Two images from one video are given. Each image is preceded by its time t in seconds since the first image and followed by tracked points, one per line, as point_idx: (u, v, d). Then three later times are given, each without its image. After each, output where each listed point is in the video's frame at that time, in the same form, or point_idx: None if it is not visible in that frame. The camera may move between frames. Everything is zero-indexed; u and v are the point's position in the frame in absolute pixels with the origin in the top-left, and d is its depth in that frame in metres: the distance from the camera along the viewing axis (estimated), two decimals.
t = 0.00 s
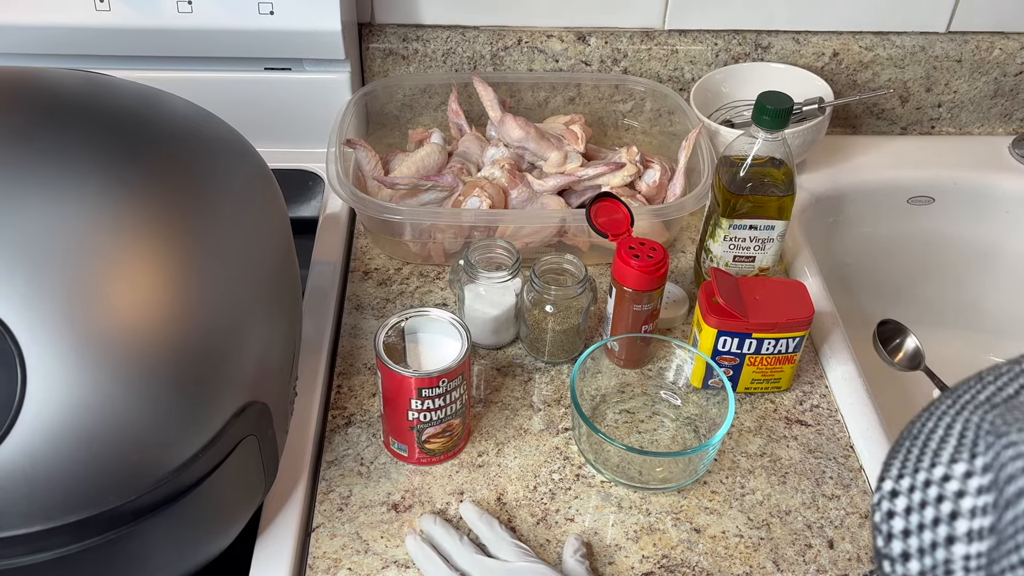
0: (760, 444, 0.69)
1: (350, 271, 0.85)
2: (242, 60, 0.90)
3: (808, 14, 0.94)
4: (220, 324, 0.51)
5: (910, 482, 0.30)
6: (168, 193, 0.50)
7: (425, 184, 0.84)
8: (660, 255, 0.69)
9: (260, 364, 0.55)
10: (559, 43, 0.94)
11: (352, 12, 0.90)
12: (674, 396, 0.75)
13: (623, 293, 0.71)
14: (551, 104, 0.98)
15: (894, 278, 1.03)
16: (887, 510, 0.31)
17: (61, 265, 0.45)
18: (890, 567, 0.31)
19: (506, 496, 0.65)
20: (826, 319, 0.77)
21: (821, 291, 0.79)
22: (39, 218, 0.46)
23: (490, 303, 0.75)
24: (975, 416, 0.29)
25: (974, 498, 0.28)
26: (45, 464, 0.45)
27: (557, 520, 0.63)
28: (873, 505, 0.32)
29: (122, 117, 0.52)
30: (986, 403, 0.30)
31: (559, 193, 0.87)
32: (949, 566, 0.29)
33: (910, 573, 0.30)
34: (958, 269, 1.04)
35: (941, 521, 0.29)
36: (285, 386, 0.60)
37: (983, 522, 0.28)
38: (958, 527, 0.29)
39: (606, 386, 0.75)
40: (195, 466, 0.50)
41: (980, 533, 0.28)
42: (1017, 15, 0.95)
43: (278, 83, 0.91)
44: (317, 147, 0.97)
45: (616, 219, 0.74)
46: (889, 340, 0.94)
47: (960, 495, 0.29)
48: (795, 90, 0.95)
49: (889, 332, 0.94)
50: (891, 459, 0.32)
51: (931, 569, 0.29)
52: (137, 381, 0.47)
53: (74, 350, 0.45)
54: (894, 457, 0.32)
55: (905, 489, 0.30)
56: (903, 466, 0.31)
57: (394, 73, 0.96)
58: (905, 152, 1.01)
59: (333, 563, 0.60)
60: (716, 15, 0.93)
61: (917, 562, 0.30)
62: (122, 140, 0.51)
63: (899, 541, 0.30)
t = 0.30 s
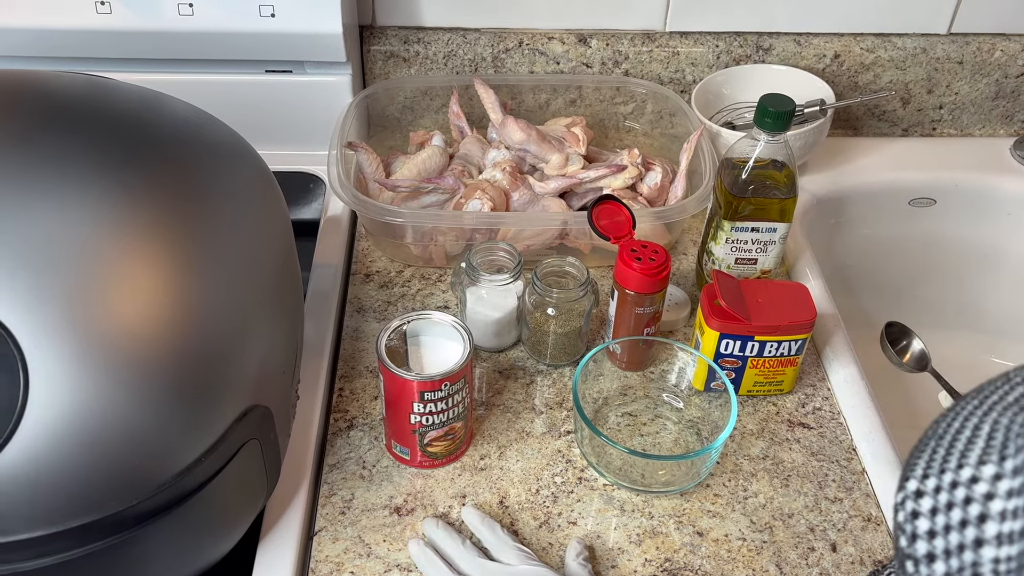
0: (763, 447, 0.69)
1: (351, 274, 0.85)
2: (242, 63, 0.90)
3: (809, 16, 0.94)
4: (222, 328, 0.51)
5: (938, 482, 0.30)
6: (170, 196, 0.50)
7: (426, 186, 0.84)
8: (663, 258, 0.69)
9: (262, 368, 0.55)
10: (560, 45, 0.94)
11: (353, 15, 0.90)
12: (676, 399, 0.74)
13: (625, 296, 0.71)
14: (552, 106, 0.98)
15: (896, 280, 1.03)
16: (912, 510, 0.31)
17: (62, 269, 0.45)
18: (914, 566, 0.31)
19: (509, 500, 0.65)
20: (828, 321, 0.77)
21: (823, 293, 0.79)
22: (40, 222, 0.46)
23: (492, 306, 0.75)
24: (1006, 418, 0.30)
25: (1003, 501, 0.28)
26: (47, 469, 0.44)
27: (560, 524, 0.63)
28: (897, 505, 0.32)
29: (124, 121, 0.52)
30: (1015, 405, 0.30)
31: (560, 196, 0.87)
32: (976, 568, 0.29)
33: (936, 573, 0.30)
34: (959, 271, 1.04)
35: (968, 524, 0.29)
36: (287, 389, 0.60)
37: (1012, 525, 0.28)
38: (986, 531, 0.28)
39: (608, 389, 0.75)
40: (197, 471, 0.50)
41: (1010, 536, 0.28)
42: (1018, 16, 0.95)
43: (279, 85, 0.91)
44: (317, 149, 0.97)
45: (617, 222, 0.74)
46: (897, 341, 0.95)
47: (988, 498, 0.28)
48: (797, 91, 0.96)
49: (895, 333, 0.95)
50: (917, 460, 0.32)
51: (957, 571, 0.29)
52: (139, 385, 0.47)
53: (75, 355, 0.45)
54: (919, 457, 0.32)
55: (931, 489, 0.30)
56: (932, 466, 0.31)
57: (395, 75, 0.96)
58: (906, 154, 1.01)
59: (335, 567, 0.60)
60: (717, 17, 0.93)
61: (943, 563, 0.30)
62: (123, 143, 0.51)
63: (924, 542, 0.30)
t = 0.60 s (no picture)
0: (764, 450, 0.69)
1: (352, 276, 0.84)
2: (243, 64, 0.90)
3: (810, 17, 0.94)
4: (222, 330, 0.51)
5: (948, 481, 0.31)
6: (170, 199, 0.50)
7: (427, 188, 0.84)
8: (664, 260, 0.69)
9: (262, 370, 0.55)
10: (561, 46, 0.94)
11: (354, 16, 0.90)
12: (678, 401, 0.74)
13: (626, 298, 0.71)
14: (552, 107, 0.98)
15: (898, 281, 1.03)
16: (921, 509, 0.32)
17: (62, 272, 0.45)
18: (922, 565, 0.32)
19: (510, 503, 0.64)
20: (830, 323, 0.77)
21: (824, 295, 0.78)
22: (38, 225, 0.45)
23: (493, 308, 0.75)
24: (1017, 417, 0.31)
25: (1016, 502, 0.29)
26: (47, 473, 0.44)
27: (562, 527, 0.63)
28: (904, 502, 0.33)
29: (124, 123, 0.52)
30: None
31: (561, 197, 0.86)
32: (989, 570, 0.29)
33: (944, 572, 0.31)
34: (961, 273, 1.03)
35: (980, 524, 0.30)
36: (288, 392, 0.60)
37: None
38: (998, 531, 0.29)
39: (609, 391, 0.75)
40: (198, 474, 0.50)
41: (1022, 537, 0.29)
42: (1019, 17, 0.95)
43: (280, 87, 0.91)
44: (317, 151, 0.97)
45: (618, 224, 0.74)
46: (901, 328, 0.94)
47: (1001, 499, 0.29)
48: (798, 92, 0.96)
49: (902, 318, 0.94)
50: (926, 457, 0.33)
51: (968, 571, 0.30)
52: (139, 388, 0.46)
53: (75, 358, 0.45)
54: (927, 455, 0.33)
55: (942, 488, 0.31)
56: (943, 462, 0.32)
57: (395, 77, 0.96)
58: (907, 155, 1.00)
59: (336, 571, 0.59)
60: (718, 18, 0.93)
61: (953, 563, 0.31)
62: (123, 145, 0.51)
63: (934, 541, 0.31)
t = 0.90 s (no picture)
0: (765, 452, 0.69)
1: (351, 277, 0.84)
2: (242, 65, 0.90)
3: (810, 18, 0.94)
4: (221, 332, 0.50)
5: (893, 487, 0.29)
6: (169, 200, 0.50)
7: (427, 189, 0.84)
8: (664, 261, 0.69)
9: (261, 373, 0.55)
10: (560, 47, 0.94)
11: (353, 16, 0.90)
12: (679, 403, 0.74)
13: (626, 299, 0.71)
14: (552, 108, 0.98)
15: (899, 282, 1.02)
16: (867, 516, 0.30)
17: (60, 273, 0.45)
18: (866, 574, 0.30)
19: (510, 505, 0.64)
20: (831, 325, 0.77)
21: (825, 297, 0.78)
22: (37, 227, 0.45)
23: (492, 309, 0.74)
24: (959, 422, 0.29)
25: (952, 507, 0.27)
26: (45, 475, 0.44)
27: (561, 529, 0.63)
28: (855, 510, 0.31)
29: (123, 123, 0.52)
30: (972, 409, 0.30)
31: (561, 199, 0.86)
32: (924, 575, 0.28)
33: None
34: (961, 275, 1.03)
35: (919, 529, 0.28)
36: (286, 393, 0.60)
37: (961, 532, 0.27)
38: (934, 536, 0.28)
39: (609, 393, 0.75)
40: (196, 476, 0.50)
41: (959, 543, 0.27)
42: (1020, 18, 0.95)
43: (278, 88, 0.90)
44: (317, 152, 0.96)
45: (618, 225, 0.74)
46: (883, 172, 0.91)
47: (938, 503, 0.28)
48: (799, 93, 0.96)
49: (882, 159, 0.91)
50: (878, 466, 0.31)
51: None
52: (137, 390, 0.46)
53: (73, 360, 0.44)
54: (879, 463, 0.31)
55: (886, 494, 0.30)
56: (889, 471, 0.30)
57: (394, 77, 0.96)
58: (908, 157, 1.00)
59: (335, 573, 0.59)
60: (717, 19, 0.93)
61: (892, 569, 0.29)
62: (122, 146, 0.50)
63: (877, 547, 0.29)
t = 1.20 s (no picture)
0: (766, 453, 0.69)
1: (352, 278, 0.84)
2: (243, 66, 0.90)
3: (811, 19, 0.93)
4: (222, 332, 0.50)
5: (807, 482, 0.31)
6: (170, 200, 0.50)
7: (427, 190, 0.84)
8: (665, 262, 0.69)
9: (262, 373, 0.55)
10: (561, 48, 0.94)
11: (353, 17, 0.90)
12: (679, 404, 0.74)
13: (626, 300, 0.71)
14: (553, 109, 0.98)
15: (899, 284, 1.02)
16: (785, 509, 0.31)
17: (61, 274, 0.45)
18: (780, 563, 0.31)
19: (510, 506, 0.64)
20: (832, 326, 0.77)
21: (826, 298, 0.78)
22: (37, 227, 0.45)
23: (493, 310, 0.74)
24: (870, 421, 0.30)
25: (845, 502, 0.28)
26: (45, 475, 0.44)
27: (562, 530, 0.63)
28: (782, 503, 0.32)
29: (124, 124, 0.52)
30: (886, 409, 0.30)
31: (561, 200, 0.86)
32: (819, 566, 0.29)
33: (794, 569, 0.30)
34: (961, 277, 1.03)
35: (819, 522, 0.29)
36: (287, 394, 0.60)
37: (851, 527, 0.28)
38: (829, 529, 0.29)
39: (610, 394, 0.75)
40: (197, 477, 0.50)
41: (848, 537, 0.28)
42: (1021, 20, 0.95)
43: (279, 89, 0.90)
44: (318, 153, 0.96)
45: (619, 226, 0.74)
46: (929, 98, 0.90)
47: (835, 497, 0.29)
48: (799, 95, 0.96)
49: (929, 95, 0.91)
50: (802, 464, 0.32)
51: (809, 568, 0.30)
52: (137, 391, 0.46)
53: (73, 360, 0.44)
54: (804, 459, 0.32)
55: (800, 489, 0.31)
56: (808, 470, 0.31)
57: (395, 78, 0.96)
58: (908, 158, 1.00)
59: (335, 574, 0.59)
60: (718, 20, 0.93)
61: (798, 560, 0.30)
62: (123, 146, 0.50)
63: (788, 539, 0.31)
